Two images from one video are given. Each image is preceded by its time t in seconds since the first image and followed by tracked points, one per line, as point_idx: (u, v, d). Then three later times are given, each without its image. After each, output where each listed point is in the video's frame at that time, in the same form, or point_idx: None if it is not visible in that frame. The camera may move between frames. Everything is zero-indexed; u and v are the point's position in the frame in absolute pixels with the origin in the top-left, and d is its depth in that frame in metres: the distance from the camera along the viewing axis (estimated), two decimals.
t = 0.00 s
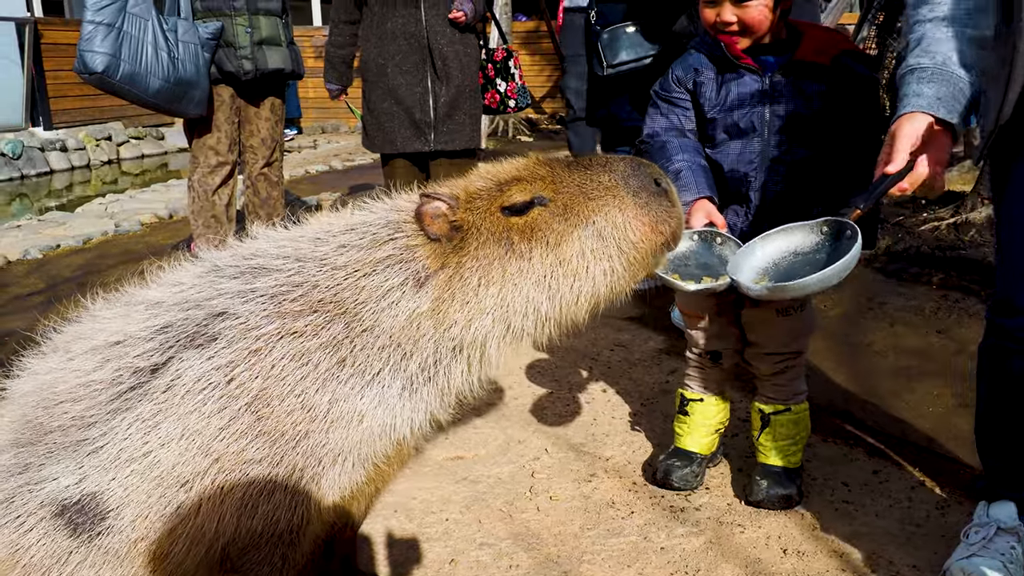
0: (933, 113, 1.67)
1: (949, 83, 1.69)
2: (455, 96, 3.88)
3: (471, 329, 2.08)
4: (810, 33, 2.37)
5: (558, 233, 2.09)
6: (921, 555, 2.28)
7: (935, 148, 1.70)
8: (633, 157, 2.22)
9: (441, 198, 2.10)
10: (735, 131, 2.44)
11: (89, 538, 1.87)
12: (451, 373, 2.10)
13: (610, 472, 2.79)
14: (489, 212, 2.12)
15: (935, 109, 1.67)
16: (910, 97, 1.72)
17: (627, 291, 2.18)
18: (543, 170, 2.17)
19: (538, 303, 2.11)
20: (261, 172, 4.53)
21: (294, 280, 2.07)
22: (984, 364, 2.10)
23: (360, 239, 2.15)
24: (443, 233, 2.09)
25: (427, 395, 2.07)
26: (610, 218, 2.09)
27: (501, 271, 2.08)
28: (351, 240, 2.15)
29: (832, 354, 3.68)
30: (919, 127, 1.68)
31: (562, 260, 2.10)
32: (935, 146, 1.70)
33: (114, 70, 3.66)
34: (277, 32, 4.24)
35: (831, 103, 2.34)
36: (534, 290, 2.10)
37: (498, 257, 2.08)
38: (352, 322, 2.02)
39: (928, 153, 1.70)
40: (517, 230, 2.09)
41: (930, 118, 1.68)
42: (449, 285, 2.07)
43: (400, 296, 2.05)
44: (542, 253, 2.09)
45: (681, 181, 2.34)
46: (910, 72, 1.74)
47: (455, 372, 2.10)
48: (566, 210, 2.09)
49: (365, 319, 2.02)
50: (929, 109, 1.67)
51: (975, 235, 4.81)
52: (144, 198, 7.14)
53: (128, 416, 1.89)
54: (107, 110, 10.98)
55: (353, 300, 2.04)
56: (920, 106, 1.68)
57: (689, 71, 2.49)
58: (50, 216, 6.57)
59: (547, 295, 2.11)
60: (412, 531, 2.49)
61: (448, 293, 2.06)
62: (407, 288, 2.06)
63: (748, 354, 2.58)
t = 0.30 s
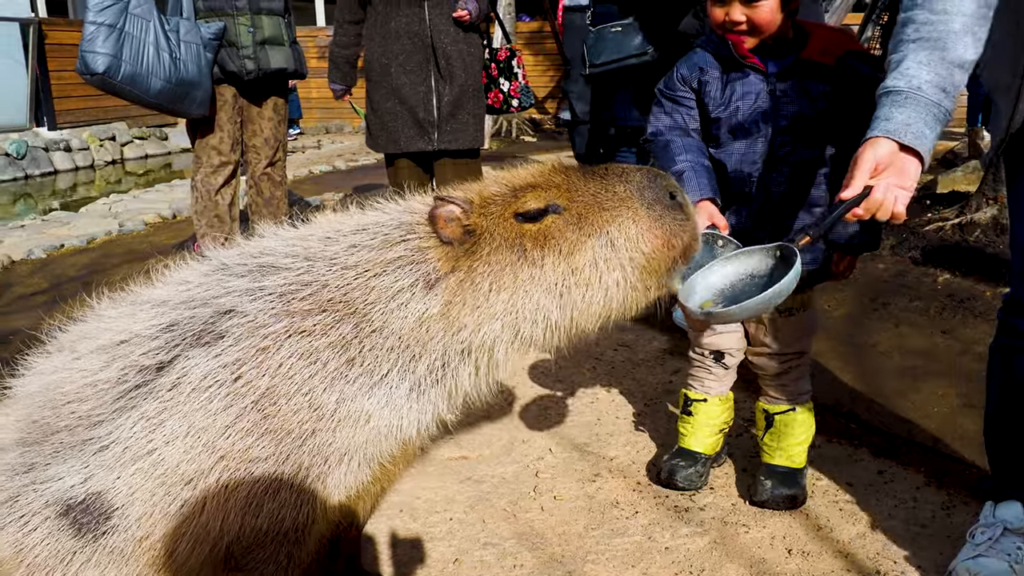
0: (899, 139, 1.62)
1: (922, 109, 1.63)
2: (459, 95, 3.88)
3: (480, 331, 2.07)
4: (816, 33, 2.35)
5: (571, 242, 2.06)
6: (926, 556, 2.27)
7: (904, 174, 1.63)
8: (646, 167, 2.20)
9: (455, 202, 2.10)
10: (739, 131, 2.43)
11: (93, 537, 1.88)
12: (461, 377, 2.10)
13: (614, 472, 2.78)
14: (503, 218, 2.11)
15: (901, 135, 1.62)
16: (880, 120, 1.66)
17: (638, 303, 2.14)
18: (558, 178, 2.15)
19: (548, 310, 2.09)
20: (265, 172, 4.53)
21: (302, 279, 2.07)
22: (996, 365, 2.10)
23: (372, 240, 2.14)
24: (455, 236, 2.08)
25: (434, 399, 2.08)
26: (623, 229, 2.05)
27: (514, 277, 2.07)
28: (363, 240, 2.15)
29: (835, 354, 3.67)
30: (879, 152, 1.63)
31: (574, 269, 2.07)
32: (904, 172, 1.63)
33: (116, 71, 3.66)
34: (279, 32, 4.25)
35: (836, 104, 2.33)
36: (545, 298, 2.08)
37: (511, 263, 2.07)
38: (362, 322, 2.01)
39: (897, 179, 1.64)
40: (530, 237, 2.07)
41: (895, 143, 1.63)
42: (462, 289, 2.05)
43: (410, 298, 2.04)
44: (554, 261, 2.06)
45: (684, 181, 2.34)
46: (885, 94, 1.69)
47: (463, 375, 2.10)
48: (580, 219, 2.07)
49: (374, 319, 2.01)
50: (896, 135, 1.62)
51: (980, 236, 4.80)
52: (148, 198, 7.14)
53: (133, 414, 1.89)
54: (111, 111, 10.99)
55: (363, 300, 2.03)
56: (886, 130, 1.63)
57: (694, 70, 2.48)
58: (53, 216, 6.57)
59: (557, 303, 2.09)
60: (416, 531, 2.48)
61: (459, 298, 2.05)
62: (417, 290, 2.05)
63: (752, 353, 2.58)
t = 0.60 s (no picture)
0: (878, 156, 1.57)
1: (903, 126, 1.57)
2: (462, 96, 3.88)
3: (496, 351, 2.02)
4: (821, 34, 2.35)
5: (593, 271, 2.01)
6: (929, 557, 2.27)
7: (882, 191, 1.59)
8: (675, 207, 2.15)
9: (481, 211, 2.06)
10: (746, 133, 2.44)
11: (97, 540, 1.88)
12: (464, 388, 2.05)
13: (617, 472, 2.78)
14: (529, 236, 2.06)
15: (880, 154, 1.57)
16: (862, 136, 1.61)
17: (641, 340, 2.12)
18: (588, 204, 2.10)
19: (561, 336, 2.03)
20: (268, 172, 4.53)
21: (312, 280, 2.06)
22: (998, 363, 2.14)
23: (387, 245, 2.13)
24: (477, 245, 2.04)
25: (439, 408, 2.04)
26: (645, 267, 2.02)
27: (532, 296, 2.02)
28: (377, 245, 2.13)
29: (840, 355, 3.66)
30: (857, 169, 1.59)
31: (591, 298, 2.02)
32: (883, 189, 1.59)
33: (119, 73, 3.64)
34: (283, 31, 4.26)
35: (842, 105, 2.32)
36: (560, 322, 2.02)
37: (531, 282, 2.02)
38: (371, 326, 2.00)
39: (874, 196, 1.60)
40: (553, 259, 2.03)
41: (874, 160, 1.58)
42: (478, 300, 2.01)
43: (425, 305, 2.02)
44: (574, 287, 2.01)
45: (690, 185, 2.34)
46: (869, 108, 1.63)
47: (467, 388, 2.05)
48: (605, 250, 2.02)
49: (383, 323, 2.00)
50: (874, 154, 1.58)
51: (985, 236, 4.79)
52: (152, 198, 7.15)
53: (137, 415, 1.89)
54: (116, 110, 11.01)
55: (372, 304, 2.01)
56: (867, 147, 1.58)
57: (701, 71, 2.48)
58: (58, 215, 6.59)
59: (570, 328, 2.03)
60: (419, 531, 2.48)
61: (475, 307, 2.01)
62: (432, 297, 2.02)
63: (756, 353, 2.58)
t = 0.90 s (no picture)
0: (880, 173, 1.64)
1: (904, 143, 1.64)
2: (462, 97, 3.88)
3: (504, 373, 2.08)
4: (824, 34, 2.36)
5: (612, 317, 2.08)
6: (930, 557, 2.26)
7: (883, 208, 1.66)
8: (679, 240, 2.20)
9: (510, 237, 2.10)
10: (749, 130, 2.43)
11: (95, 539, 1.88)
12: (468, 405, 2.09)
13: (617, 472, 2.78)
14: (557, 273, 2.12)
15: (880, 171, 1.64)
16: (862, 154, 1.68)
17: (649, 389, 2.16)
18: (617, 250, 2.15)
19: (570, 371, 2.10)
20: (269, 172, 4.53)
21: (323, 283, 2.07)
22: (998, 362, 2.13)
23: (408, 255, 2.15)
24: (502, 270, 2.09)
25: (438, 419, 2.06)
26: (660, 323, 2.07)
27: (551, 330, 2.08)
28: (398, 254, 2.15)
29: (841, 355, 3.66)
30: (858, 187, 1.65)
31: (607, 342, 2.08)
32: (883, 206, 1.66)
33: (132, 71, 3.61)
34: (284, 31, 4.26)
35: (847, 104, 2.33)
36: (572, 359, 2.09)
37: (552, 317, 2.09)
38: (383, 333, 2.01)
39: (875, 214, 1.66)
40: (577, 299, 2.09)
41: (874, 178, 1.64)
42: (499, 324, 2.08)
43: (441, 321, 2.04)
44: (591, 329, 2.08)
45: (694, 181, 2.31)
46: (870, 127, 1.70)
47: (472, 405, 2.10)
48: (627, 299, 2.08)
49: (395, 332, 2.01)
50: (874, 172, 1.64)
51: (986, 236, 4.77)
52: (153, 199, 7.15)
53: (138, 413, 1.89)
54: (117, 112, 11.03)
55: (387, 311, 2.03)
56: (868, 165, 1.65)
57: (703, 69, 2.47)
58: (59, 216, 6.59)
59: (580, 366, 2.10)
60: (419, 532, 2.47)
61: (494, 330, 2.07)
62: (450, 313, 2.06)
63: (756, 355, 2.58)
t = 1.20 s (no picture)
0: (878, 183, 1.63)
1: (904, 152, 1.64)
2: (462, 95, 3.87)
3: (510, 385, 2.08)
4: (827, 30, 2.34)
5: (619, 331, 2.09)
6: (931, 555, 2.25)
7: (881, 218, 1.65)
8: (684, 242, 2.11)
9: (520, 248, 2.11)
10: (752, 126, 2.42)
11: (96, 538, 1.87)
12: (472, 414, 2.09)
13: (617, 470, 2.77)
14: (565, 286, 2.12)
15: (878, 182, 1.63)
16: (862, 163, 1.68)
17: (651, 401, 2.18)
18: (624, 264, 2.17)
19: (574, 384, 2.11)
20: (268, 170, 4.52)
21: (330, 283, 2.06)
22: (999, 358, 2.12)
23: (420, 261, 2.14)
24: (511, 281, 2.09)
25: (441, 428, 2.07)
26: (665, 337, 2.09)
27: (559, 342, 2.09)
28: (408, 260, 2.14)
29: (842, 353, 3.64)
30: (857, 197, 1.65)
31: (613, 355, 2.10)
32: (882, 216, 1.65)
33: (143, 68, 3.62)
34: (283, 28, 4.25)
35: (850, 101, 2.30)
36: (577, 372, 2.10)
37: (560, 330, 2.09)
38: (392, 335, 2.01)
39: (873, 223, 1.65)
40: (586, 313, 2.10)
41: (872, 188, 1.64)
42: (508, 334, 2.08)
43: (449, 328, 2.04)
44: (599, 342, 2.09)
45: (697, 177, 2.30)
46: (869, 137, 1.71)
47: (476, 415, 2.09)
48: (634, 313, 2.10)
49: (405, 337, 2.01)
50: (873, 182, 1.64)
51: (987, 233, 4.75)
52: (153, 197, 7.14)
53: (140, 409, 1.88)
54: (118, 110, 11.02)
55: (397, 315, 2.03)
56: (867, 174, 1.64)
57: (704, 65, 2.46)
58: (59, 215, 6.58)
59: (585, 379, 2.11)
60: (418, 530, 2.46)
61: (503, 340, 2.07)
62: (458, 321, 2.06)
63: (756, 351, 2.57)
